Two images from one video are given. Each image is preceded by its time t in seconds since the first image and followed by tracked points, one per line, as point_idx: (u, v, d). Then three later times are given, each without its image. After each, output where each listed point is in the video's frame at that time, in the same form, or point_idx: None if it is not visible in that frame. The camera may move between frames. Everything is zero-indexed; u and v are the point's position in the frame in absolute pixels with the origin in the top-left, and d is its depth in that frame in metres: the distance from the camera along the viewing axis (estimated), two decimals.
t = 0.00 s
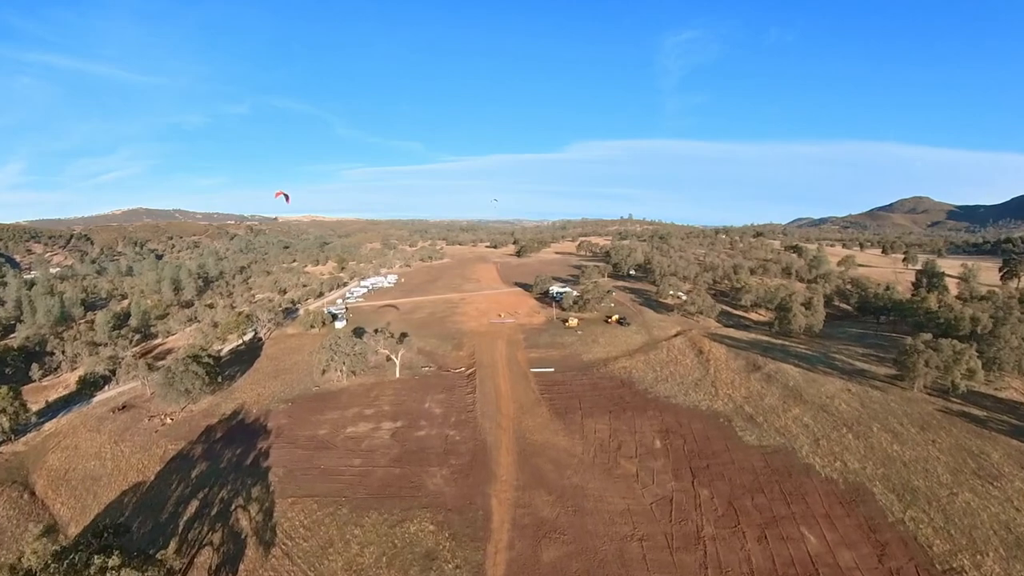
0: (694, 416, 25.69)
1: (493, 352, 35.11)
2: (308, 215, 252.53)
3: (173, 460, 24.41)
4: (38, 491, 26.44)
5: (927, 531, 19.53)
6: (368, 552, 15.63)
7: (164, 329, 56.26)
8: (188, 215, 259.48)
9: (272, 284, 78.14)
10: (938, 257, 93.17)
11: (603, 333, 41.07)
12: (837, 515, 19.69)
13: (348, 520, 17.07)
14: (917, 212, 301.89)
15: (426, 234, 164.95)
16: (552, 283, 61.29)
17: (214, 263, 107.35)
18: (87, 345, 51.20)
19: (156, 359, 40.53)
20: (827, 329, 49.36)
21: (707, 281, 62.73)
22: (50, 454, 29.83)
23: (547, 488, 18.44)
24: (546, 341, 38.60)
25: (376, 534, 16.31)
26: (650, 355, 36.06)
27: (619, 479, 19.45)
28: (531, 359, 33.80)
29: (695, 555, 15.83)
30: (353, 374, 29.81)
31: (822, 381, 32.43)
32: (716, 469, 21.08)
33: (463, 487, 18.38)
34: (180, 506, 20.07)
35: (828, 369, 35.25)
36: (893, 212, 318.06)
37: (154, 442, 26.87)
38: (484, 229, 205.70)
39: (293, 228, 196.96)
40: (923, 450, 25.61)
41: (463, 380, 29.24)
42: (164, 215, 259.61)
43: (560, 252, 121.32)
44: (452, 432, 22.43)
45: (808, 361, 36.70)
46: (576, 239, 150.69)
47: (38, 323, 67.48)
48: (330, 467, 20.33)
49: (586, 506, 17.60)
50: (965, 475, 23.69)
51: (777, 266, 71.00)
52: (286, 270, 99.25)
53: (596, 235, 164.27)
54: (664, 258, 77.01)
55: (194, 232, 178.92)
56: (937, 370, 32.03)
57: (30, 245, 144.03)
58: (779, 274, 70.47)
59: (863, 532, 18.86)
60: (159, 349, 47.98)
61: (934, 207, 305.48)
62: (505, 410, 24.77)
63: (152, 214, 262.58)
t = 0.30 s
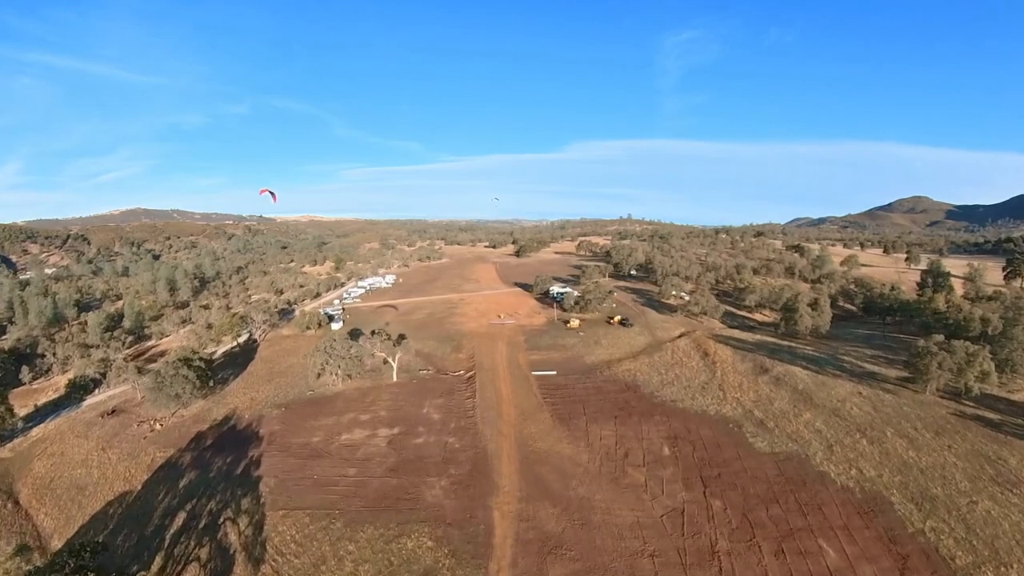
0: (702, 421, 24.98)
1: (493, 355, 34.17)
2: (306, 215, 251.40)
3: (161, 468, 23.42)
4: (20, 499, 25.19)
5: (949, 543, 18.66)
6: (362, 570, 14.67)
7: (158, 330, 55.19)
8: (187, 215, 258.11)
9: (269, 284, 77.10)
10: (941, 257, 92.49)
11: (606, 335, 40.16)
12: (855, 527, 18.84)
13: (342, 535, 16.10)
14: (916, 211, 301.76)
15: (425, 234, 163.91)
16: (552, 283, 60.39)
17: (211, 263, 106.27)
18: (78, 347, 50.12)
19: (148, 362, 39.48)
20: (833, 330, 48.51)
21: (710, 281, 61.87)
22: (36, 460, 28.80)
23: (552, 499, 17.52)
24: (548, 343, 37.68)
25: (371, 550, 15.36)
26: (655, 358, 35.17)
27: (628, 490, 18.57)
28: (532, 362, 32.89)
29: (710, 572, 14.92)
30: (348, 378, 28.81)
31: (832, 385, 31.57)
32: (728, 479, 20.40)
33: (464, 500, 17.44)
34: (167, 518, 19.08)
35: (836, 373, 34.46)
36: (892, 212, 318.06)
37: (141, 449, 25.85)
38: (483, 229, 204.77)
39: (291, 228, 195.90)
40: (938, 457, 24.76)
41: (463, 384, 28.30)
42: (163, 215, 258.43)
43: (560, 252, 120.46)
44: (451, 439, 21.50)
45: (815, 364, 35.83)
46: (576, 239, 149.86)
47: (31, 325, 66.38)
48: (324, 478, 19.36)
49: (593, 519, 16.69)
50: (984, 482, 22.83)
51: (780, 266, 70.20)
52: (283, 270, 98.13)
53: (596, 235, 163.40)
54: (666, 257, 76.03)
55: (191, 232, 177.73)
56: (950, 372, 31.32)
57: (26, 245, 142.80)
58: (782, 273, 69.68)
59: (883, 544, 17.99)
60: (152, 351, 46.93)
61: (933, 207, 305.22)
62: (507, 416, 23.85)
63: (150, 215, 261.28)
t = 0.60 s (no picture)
0: (712, 427, 24.27)
1: (493, 357, 33.28)
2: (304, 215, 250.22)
3: (148, 478, 22.43)
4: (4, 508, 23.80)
5: (973, 554, 17.83)
6: None
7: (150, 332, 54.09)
8: (184, 215, 256.74)
9: (265, 284, 75.98)
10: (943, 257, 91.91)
11: (609, 336, 39.27)
12: (875, 540, 18.00)
13: (336, 552, 15.16)
14: (914, 211, 301.94)
15: (424, 234, 162.87)
16: (553, 283, 59.47)
17: (208, 263, 105.12)
18: (69, 350, 49.00)
19: (139, 365, 38.44)
20: (839, 332, 47.73)
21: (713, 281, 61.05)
22: (20, 468, 27.75)
23: (557, 512, 16.64)
24: (550, 345, 36.75)
25: (366, 569, 14.41)
26: (659, 360, 34.30)
27: (637, 502, 17.70)
28: (534, 364, 31.99)
29: None
30: (344, 382, 27.83)
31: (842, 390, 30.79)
32: (741, 488, 19.71)
33: (466, 512, 16.54)
34: (152, 532, 18.08)
35: (845, 377, 33.67)
36: (891, 212, 317.92)
37: (129, 456, 24.84)
38: (482, 229, 203.83)
39: (289, 228, 194.74)
40: (956, 463, 23.98)
41: (462, 388, 27.39)
42: (160, 215, 257.00)
43: (559, 252, 119.63)
44: (451, 447, 20.58)
45: (824, 367, 35.01)
46: (575, 239, 149.01)
47: (22, 327, 65.16)
48: (317, 489, 18.40)
49: (601, 534, 15.80)
50: (1004, 489, 22.02)
51: (783, 265, 69.43)
52: (281, 271, 97.04)
53: (596, 235, 162.53)
54: (667, 257, 75.13)
55: (188, 232, 176.34)
56: (964, 374, 30.67)
57: (22, 245, 141.39)
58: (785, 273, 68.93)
59: (906, 557, 17.14)
60: (145, 354, 45.88)
61: (932, 207, 305.36)
62: (509, 421, 22.93)
63: (147, 214, 259.86)
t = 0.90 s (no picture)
0: (722, 433, 23.55)
1: (494, 359, 32.40)
2: (303, 215, 249.17)
3: (135, 488, 21.46)
4: None
5: (1000, 566, 16.99)
6: None
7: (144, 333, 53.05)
8: (182, 215, 255.43)
9: (262, 285, 74.92)
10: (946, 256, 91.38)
11: (612, 338, 38.38)
12: (897, 553, 17.18)
13: (329, 570, 14.21)
14: (913, 211, 301.98)
15: (422, 233, 161.90)
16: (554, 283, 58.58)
17: (205, 263, 104.03)
18: (61, 351, 47.91)
19: (131, 368, 37.41)
20: (846, 332, 46.91)
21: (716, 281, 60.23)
22: (4, 475, 26.73)
23: (564, 526, 15.75)
24: (552, 346, 35.84)
25: None
26: (665, 362, 33.43)
27: (649, 514, 16.85)
28: (537, 367, 31.08)
29: None
30: (340, 386, 26.86)
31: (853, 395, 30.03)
32: (755, 499, 19.02)
33: (467, 527, 15.64)
34: (137, 546, 17.09)
35: (856, 381, 32.90)
36: (891, 211, 317.91)
37: (116, 464, 23.80)
38: (481, 229, 202.91)
39: (287, 227, 193.63)
40: (974, 469, 23.18)
41: (463, 392, 26.47)
42: (158, 215, 255.65)
43: (559, 252, 118.80)
44: (452, 455, 19.64)
45: (833, 371, 34.23)
46: (575, 239, 148.23)
47: (15, 328, 64.02)
48: (311, 501, 17.46)
49: (611, 550, 14.91)
50: None
51: (787, 265, 68.67)
52: (278, 271, 96.05)
53: (596, 234, 161.73)
54: (669, 257, 74.25)
55: (186, 232, 175.08)
56: (978, 377, 30.06)
57: (18, 245, 140.17)
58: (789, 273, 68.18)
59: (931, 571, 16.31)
60: (137, 356, 44.86)
61: (931, 207, 305.43)
62: (511, 428, 22.01)
63: (145, 214, 258.50)
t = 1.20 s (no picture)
0: (735, 439, 22.87)
1: (496, 362, 31.52)
2: (301, 216, 248.17)
3: (122, 499, 20.42)
4: None
5: None
6: None
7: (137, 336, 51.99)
8: (180, 216, 254.32)
9: (258, 286, 73.89)
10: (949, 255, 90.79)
11: (616, 339, 37.47)
12: (923, 565, 16.35)
13: None
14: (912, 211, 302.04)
15: (421, 234, 160.99)
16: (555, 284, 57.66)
17: (202, 263, 103.05)
18: (52, 354, 46.82)
19: (122, 371, 36.40)
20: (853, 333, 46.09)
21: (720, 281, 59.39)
22: None
23: (573, 541, 14.87)
24: (554, 348, 34.92)
25: None
26: (671, 365, 32.55)
27: (663, 528, 16.01)
28: (539, 370, 30.17)
29: None
30: (336, 391, 25.91)
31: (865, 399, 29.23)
32: (773, 510, 18.35)
33: (470, 542, 14.73)
34: (121, 562, 16.02)
35: (867, 384, 32.13)
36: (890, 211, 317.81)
37: (103, 473, 22.82)
38: (480, 229, 202.09)
39: (285, 228, 192.60)
40: (995, 475, 22.32)
41: (464, 397, 25.54)
42: (155, 215, 254.34)
43: (559, 251, 117.95)
44: (453, 465, 18.71)
45: (843, 375, 33.44)
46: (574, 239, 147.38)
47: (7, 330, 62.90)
48: (304, 514, 16.50)
49: (624, 567, 14.03)
50: None
51: (791, 264, 67.87)
52: (275, 272, 95.06)
53: (595, 234, 160.90)
54: (670, 257, 73.38)
55: (183, 232, 173.87)
56: (994, 379, 29.37)
57: (14, 245, 139.00)
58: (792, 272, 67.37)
59: None
60: (130, 359, 43.86)
61: (930, 206, 305.37)
62: (515, 435, 21.09)
63: (142, 215, 257.34)
